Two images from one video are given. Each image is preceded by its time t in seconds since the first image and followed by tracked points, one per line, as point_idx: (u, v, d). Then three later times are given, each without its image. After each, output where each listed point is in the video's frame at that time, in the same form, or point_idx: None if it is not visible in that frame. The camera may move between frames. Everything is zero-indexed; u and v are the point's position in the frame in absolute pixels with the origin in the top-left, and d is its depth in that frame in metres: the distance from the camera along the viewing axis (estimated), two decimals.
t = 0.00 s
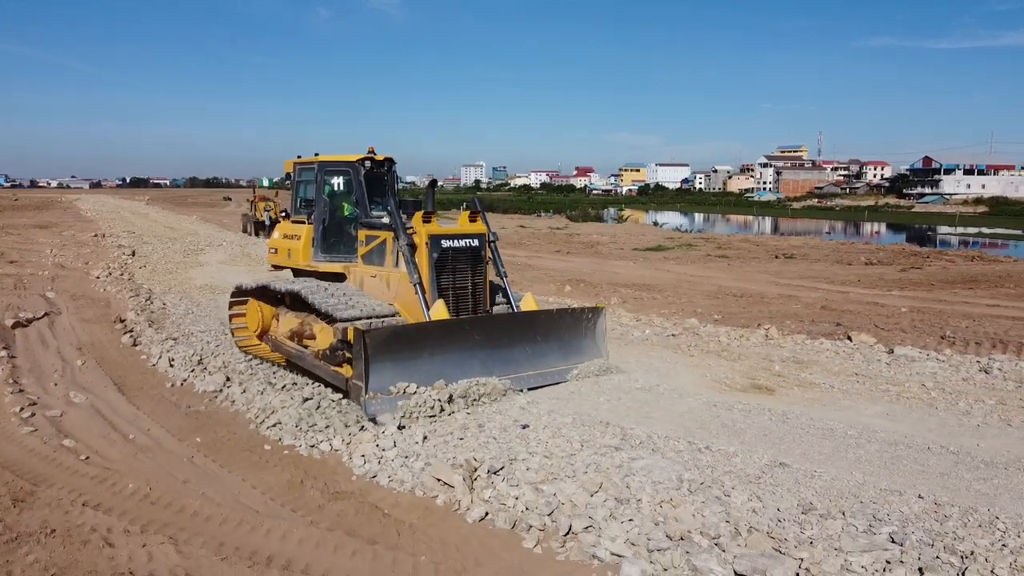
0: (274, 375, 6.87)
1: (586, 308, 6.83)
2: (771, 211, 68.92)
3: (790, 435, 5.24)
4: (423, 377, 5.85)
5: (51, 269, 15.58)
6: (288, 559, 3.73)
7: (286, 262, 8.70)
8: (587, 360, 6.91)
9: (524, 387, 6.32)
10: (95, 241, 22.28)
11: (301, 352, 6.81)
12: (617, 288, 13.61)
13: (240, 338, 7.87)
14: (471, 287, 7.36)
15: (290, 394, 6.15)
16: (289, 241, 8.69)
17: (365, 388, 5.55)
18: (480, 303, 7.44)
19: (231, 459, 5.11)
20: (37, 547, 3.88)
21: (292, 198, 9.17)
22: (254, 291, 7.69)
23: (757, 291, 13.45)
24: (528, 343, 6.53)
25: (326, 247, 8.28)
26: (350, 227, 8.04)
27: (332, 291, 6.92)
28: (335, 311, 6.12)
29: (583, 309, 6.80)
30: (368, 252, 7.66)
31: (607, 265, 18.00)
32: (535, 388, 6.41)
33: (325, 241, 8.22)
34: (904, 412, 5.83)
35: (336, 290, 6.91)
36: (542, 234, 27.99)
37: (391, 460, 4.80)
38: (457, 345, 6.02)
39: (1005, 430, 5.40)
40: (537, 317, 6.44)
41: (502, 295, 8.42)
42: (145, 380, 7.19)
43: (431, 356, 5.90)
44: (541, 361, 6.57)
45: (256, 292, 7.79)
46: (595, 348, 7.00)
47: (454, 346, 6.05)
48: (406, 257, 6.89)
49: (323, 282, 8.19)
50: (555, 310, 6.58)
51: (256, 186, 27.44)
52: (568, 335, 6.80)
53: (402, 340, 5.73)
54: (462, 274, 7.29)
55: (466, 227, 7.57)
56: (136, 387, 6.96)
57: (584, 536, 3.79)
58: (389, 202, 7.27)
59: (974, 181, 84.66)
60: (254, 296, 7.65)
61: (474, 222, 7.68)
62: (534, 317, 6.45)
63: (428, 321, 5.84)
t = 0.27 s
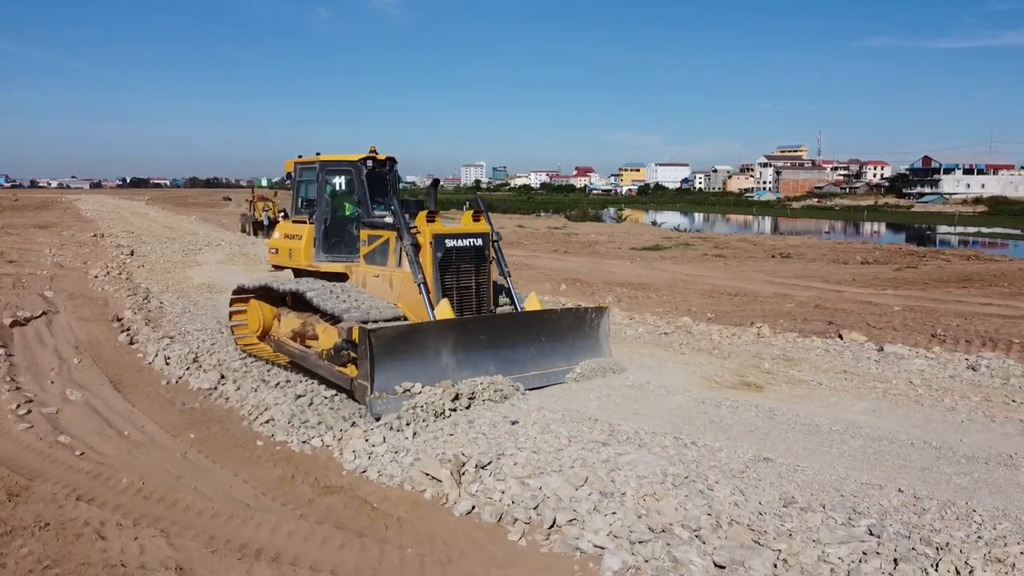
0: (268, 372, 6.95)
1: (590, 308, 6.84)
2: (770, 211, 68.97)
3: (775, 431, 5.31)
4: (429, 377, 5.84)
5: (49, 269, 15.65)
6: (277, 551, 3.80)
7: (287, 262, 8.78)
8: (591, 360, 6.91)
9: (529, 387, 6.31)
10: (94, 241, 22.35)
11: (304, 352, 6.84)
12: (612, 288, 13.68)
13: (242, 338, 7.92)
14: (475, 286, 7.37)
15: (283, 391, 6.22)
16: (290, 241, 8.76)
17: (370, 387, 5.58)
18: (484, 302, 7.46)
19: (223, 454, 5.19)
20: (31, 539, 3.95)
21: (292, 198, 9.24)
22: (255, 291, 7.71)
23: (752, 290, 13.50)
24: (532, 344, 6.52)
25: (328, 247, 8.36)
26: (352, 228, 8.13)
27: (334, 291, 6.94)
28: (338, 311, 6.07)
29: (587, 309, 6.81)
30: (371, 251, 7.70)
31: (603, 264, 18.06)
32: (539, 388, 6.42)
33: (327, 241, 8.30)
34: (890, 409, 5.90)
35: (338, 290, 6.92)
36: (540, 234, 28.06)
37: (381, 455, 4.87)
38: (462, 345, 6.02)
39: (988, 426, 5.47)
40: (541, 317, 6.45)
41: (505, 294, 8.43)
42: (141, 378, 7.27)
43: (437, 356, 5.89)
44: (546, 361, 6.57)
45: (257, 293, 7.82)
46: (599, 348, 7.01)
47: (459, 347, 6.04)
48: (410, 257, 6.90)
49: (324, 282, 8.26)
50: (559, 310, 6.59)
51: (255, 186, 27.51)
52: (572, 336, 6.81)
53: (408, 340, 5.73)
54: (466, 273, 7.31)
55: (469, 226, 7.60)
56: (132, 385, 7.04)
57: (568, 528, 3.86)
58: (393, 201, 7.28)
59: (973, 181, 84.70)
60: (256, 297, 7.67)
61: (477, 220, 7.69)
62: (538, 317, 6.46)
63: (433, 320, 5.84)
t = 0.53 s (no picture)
0: (254, 371, 7.00)
1: (587, 307, 6.82)
2: (769, 211, 69.00)
3: (753, 428, 5.36)
4: (427, 378, 5.81)
5: (45, 269, 15.71)
6: (254, 545, 3.86)
7: (282, 263, 8.80)
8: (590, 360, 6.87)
9: (527, 387, 6.27)
10: (91, 242, 22.40)
11: (301, 353, 6.82)
12: (606, 287, 13.72)
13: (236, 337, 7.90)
14: (472, 285, 7.42)
15: (267, 390, 6.25)
16: (286, 241, 8.79)
17: (368, 388, 5.57)
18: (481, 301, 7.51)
19: (207, 451, 5.24)
20: (13, 534, 4.01)
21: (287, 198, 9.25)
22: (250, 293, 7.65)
23: (744, 289, 13.55)
24: (530, 344, 6.50)
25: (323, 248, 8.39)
26: (347, 228, 8.15)
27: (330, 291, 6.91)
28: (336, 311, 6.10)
29: (584, 309, 6.79)
30: (367, 251, 7.77)
31: (598, 264, 18.11)
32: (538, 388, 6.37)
33: (322, 241, 8.33)
34: (869, 406, 5.96)
35: (335, 290, 6.91)
36: (537, 234, 28.11)
37: (362, 453, 4.93)
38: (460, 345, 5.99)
39: (966, 423, 5.53)
40: (539, 317, 6.43)
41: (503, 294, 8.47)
42: (130, 376, 7.32)
43: (434, 357, 5.87)
44: (544, 361, 6.54)
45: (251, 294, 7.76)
46: (597, 348, 6.97)
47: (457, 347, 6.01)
48: (408, 257, 6.95)
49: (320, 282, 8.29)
50: (556, 310, 6.57)
51: (252, 187, 27.58)
52: (571, 335, 6.77)
53: (406, 341, 5.72)
54: (463, 272, 7.37)
55: (466, 226, 7.67)
56: (121, 383, 7.09)
57: (541, 523, 3.92)
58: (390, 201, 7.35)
59: (972, 181, 84.69)
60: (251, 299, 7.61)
61: (475, 220, 7.75)
62: (536, 317, 6.44)
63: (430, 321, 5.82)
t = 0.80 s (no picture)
0: (231, 369, 7.05)
1: (577, 308, 6.76)
2: (766, 211, 69.02)
3: (720, 424, 5.41)
4: (415, 380, 5.74)
5: (37, 270, 15.77)
6: (215, 539, 3.93)
7: (270, 263, 8.75)
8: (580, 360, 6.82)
9: (517, 388, 6.23)
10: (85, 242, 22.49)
11: (288, 355, 6.64)
12: (594, 287, 13.77)
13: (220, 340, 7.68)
14: (460, 286, 7.42)
15: (241, 389, 6.30)
16: (273, 241, 8.72)
17: (354, 391, 5.50)
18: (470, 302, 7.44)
19: (179, 448, 5.30)
20: None
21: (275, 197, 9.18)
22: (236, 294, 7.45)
23: (731, 288, 13.61)
24: (519, 344, 6.43)
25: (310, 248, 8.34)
26: (335, 228, 8.09)
27: (317, 292, 6.76)
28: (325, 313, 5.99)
29: (574, 309, 6.73)
30: (355, 252, 7.74)
31: (589, 264, 18.16)
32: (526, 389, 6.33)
33: (309, 241, 8.27)
34: (838, 402, 6.01)
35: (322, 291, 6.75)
36: (531, 234, 28.18)
37: (330, 449, 4.99)
38: (448, 347, 5.93)
39: (931, 419, 5.58)
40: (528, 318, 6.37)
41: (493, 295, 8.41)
42: (111, 375, 7.38)
43: (423, 359, 5.80)
44: (533, 362, 6.49)
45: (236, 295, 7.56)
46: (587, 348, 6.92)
47: (445, 349, 5.95)
48: (396, 258, 6.91)
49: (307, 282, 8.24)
50: (546, 310, 6.51)
51: (247, 187, 27.67)
52: (561, 336, 6.71)
53: (393, 343, 5.65)
54: (451, 272, 7.33)
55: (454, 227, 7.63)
56: (101, 381, 7.16)
57: (499, 517, 3.98)
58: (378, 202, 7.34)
59: (970, 180, 84.70)
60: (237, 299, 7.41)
61: (464, 220, 7.72)
62: (525, 317, 6.38)
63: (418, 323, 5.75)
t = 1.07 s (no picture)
0: (199, 369, 7.10)
1: (558, 308, 6.68)
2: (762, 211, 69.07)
3: (676, 423, 5.45)
4: (390, 384, 5.69)
5: (24, 270, 15.85)
6: (160, 537, 3.97)
7: (247, 265, 8.47)
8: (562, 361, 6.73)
9: (497, 391, 6.15)
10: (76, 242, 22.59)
11: (264, 358, 6.64)
12: (578, 287, 13.80)
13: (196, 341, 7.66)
14: (439, 288, 7.03)
15: (207, 389, 6.34)
16: (250, 243, 8.45)
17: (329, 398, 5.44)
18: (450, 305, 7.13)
19: (139, 447, 5.34)
20: None
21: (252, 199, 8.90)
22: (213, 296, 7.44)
23: (714, 288, 13.64)
24: (499, 347, 6.37)
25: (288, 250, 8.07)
26: (314, 229, 7.84)
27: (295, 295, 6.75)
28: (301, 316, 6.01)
29: (554, 310, 6.65)
30: (332, 253, 7.35)
31: (576, 264, 18.21)
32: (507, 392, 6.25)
33: (287, 243, 8.01)
34: (798, 401, 6.05)
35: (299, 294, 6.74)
36: (522, 234, 28.25)
37: (286, 447, 5.03)
38: (425, 350, 5.87)
39: (887, 418, 5.61)
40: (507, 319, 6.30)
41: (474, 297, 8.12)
42: (82, 374, 7.42)
43: (399, 363, 5.75)
44: (514, 364, 6.41)
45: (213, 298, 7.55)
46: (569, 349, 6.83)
47: (423, 352, 5.90)
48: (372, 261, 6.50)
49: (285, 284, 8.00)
50: (526, 312, 6.44)
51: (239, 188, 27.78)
52: (542, 337, 6.63)
53: (368, 347, 5.60)
54: (430, 274, 6.98)
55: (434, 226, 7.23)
56: (71, 381, 7.20)
57: (442, 515, 4.02)
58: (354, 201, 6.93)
59: (967, 180, 84.73)
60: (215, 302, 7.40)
61: (442, 220, 7.32)
62: (504, 319, 6.32)
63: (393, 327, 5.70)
